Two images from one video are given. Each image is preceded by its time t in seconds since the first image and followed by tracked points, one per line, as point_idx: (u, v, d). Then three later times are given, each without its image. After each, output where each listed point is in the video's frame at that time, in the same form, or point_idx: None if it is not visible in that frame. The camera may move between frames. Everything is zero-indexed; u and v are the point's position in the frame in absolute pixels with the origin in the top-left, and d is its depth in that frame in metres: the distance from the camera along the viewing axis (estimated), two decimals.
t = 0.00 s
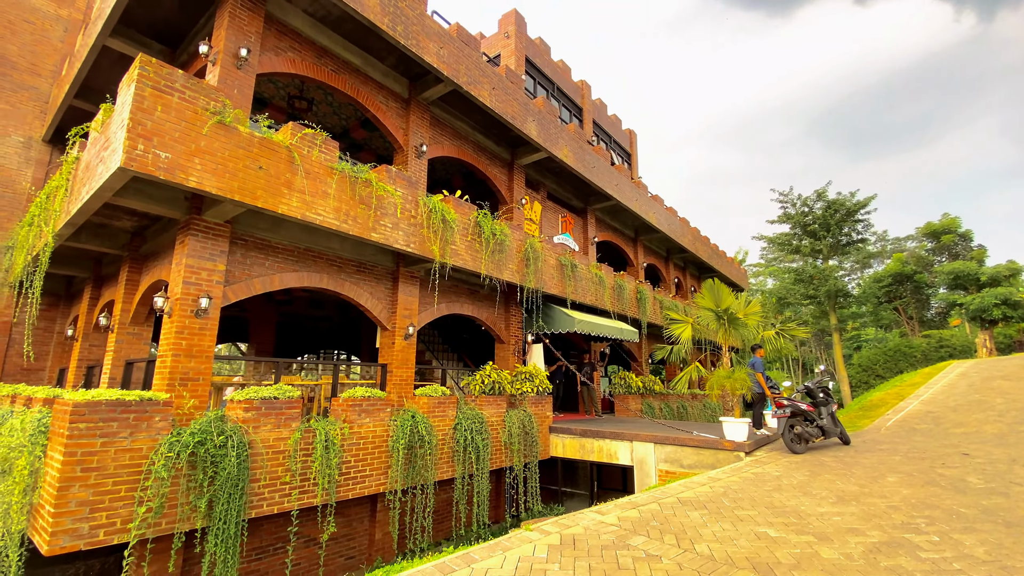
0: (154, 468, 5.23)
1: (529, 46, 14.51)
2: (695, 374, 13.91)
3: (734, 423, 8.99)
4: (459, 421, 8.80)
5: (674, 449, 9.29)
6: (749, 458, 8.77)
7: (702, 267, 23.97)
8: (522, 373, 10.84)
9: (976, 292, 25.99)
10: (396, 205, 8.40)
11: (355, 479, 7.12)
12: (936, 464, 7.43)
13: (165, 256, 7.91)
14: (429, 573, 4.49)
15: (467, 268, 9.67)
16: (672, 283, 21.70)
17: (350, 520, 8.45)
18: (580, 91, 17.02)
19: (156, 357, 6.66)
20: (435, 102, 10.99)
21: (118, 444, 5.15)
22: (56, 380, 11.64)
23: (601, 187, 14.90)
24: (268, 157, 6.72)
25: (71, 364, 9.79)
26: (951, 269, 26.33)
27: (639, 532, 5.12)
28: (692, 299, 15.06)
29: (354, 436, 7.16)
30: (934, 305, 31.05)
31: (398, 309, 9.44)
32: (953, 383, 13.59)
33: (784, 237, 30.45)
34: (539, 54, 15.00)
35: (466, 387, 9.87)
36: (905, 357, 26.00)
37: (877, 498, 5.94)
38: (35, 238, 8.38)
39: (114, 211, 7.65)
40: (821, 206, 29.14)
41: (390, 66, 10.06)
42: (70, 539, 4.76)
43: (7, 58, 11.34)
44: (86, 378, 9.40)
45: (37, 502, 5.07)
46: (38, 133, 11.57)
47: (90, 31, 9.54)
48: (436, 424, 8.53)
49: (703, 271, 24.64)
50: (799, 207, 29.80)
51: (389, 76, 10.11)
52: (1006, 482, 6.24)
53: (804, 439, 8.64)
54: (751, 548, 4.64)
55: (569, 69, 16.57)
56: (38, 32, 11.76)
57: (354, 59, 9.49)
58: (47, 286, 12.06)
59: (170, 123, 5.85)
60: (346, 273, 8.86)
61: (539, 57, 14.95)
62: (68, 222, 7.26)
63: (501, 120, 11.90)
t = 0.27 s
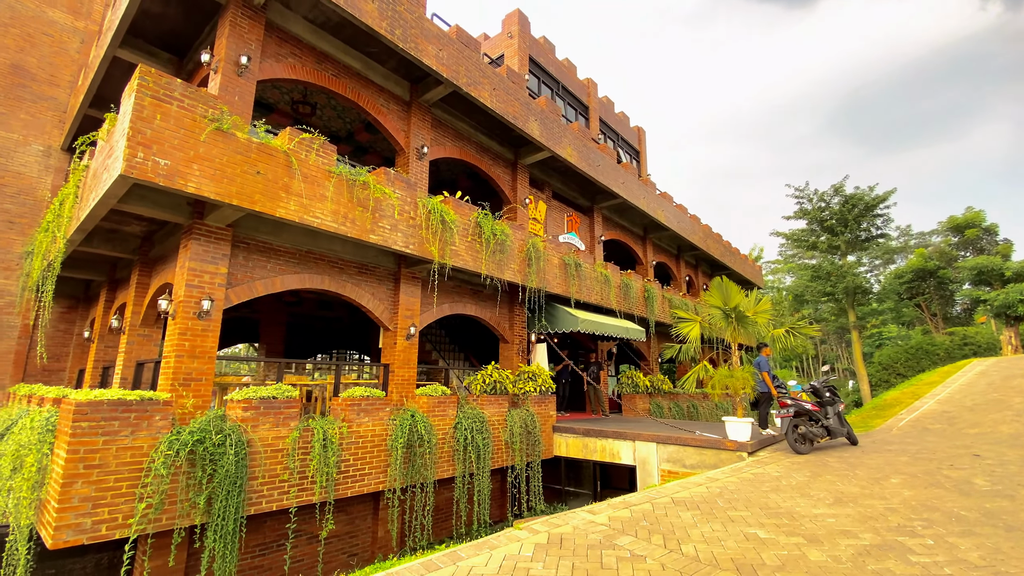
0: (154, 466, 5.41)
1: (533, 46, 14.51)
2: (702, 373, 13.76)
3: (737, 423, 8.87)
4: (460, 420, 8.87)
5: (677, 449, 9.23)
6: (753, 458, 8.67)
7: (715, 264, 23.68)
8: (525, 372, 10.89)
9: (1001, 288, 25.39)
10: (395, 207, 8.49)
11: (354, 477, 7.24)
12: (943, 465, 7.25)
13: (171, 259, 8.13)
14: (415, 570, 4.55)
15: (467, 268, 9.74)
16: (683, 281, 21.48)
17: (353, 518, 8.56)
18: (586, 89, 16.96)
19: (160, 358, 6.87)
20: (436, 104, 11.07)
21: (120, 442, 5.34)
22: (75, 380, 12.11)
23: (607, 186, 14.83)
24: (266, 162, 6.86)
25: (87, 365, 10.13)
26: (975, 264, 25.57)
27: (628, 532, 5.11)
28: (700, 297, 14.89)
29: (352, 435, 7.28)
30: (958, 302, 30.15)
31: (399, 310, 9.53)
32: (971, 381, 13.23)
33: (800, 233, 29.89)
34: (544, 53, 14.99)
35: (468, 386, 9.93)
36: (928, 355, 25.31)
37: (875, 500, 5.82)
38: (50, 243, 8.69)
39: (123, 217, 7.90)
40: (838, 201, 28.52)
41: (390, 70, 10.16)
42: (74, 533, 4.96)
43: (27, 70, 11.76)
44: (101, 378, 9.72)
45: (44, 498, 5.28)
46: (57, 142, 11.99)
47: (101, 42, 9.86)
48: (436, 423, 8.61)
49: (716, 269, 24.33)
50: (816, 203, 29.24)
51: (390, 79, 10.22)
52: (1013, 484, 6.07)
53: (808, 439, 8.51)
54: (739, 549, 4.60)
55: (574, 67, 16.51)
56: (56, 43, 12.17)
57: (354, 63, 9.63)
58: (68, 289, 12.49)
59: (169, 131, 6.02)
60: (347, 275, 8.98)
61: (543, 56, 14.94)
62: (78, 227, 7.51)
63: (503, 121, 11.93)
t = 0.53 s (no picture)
0: (149, 466, 5.54)
1: (534, 46, 14.51)
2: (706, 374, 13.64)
3: (737, 425, 8.75)
4: (457, 422, 8.90)
5: (676, 451, 9.16)
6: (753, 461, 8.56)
7: (724, 263, 23.42)
8: (526, 374, 10.93)
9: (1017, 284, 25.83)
10: (391, 210, 8.52)
11: (349, 478, 7.30)
12: (946, 469, 7.10)
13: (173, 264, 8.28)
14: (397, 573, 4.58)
15: (465, 270, 9.76)
16: (690, 281, 21.28)
17: (352, 519, 8.63)
18: (589, 89, 16.92)
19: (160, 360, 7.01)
20: (435, 106, 11.10)
21: (115, 443, 5.47)
22: (87, 380, 12.33)
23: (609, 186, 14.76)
24: (260, 167, 6.95)
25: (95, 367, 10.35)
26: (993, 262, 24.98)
27: (615, 535, 5.09)
28: (705, 297, 14.73)
29: (347, 437, 7.33)
30: (977, 300, 29.45)
31: (398, 312, 9.57)
32: (984, 382, 12.94)
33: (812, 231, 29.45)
34: (545, 53, 14.98)
35: (467, 388, 9.95)
36: (944, 354, 24.78)
37: (871, 504, 5.71)
38: (58, 249, 8.90)
39: (125, 222, 8.06)
40: (850, 198, 28.04)
41: (388, 73, 10.22)
42: (71, 532, 5.09)
43: (39, 79, 12.06)
44: (109, 380, 9.93)
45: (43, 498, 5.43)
46: (68, 149, 12.28)
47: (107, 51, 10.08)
48: (433, 424, 8.64)
49: (725, 268, 24.07)
50: (828, 200, 28.82)
51: (388, 82, 10.28)
52: (1015, 490, 5.93)
53: (808, 442, 8.38)
54: (725, 554, 4.55)
55: (577, 67, 16.45)
56: (67, 53, 12.45)
57: (352, 67, 9.70)
58: (79, 292, 12.76)
59: (163, 138, 6.14)
60: (346, 277, 9.05)
61: (545, 57, 14.93)
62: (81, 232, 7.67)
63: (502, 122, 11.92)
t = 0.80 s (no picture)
0: (134, 464, 5.58)
1: (531, 45, 14.48)
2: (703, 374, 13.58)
3: (730, 425, 8.68)
4: (449, 422, 8.89)
5: (669, 451, 9.13)
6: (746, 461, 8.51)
7: (725, 262, 23.29)
8: (520, 373, 10.92)
9: None
10: (382, 209, 8.52)
11: (338, 477, 7.31)
12: (939, 470, 7.01)
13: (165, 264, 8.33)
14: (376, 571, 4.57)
15: (458, 269, 9.75)
16: (691, 280, 21.18)
17: (345, 518, 8.62)
18: (587, 88, 16.87)
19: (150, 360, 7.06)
20: (429, 105, 11.09)
21: (101, 442, 5.52)
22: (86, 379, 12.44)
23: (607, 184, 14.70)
24: (248, 167, 6.97)
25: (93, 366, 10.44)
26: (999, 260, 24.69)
27: (597, 535, 5.07)
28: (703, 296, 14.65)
29: (336, 436, 7.35)
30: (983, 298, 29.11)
31: (390, 311, 9.58)
32: (986, 382, 12.77)
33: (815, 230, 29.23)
34: (542, 52, 14.95)
35: (460, 387, 9.94)
36: (950, 353, 24.51)
37: (858, 505, 5.65)
38: (53, 249, 8.99)
39: (118, 222, 8.12)
40: (854, 196, 27.79)
41: (381, 73, 10.22)
42: (56, 529, 5.14)
43: (39, 82, 12.17)
44: (105, 379, 10.01)
45: (30, 495, 5.49)
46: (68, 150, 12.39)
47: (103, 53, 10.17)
48: (425, 424, 8.63)
49: (726, 267, 23.94)
50: (831, 198, 28.62)
51: (381, 81, 10.28)
52: (1006, 490, 5.86)
53: (801, 442, 8.32)
54: (705, 554, 4.51)
55: (575, 66, 16.40)
56: (67, 55, 12.55)
57: (345, 67, 9.72)
58: (79, 292, 12.87)
59: (151, 139, 6.18)
60: (338, 277, 9.07)
61: (542, 55, 14.90)
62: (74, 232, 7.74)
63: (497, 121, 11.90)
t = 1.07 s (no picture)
0: (111, 468, 5.54)
1: (524, 44, 14.41)
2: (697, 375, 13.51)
3: (719, 427, 8.59)
4: (436, 423, 8.84)
5: (659, 453, 9.08)
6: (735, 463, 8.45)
7: (723, 262, 23.19)
8: (510, 375, 10.86)
9: None
10: (368, 210, 8.47)
11: (322, 479, 7.27)
12: (928, 473, 6.93)
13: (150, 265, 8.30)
14: None
15: (446, 270, 9.70)
16: (688, 280, 21.09)
17: (333, 521, 8.55)
18: (582, 87, 16.80)
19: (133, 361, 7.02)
20: (419, 105, 11.04)
21: (78, 445, 5.50)
22: (79, 380, 12.43)
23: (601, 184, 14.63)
24: (231, 168, 6.94)
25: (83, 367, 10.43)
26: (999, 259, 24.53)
27: (575, 540, 5.02)
28: (697, 296, 14.57)
29: (320, 438, 7.31)
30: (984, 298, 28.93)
31: (379, 312, 9.53)
32: (982, 383, 12.65)
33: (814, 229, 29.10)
34: (536, 51, 14.89)
35: (449, 389, 9.88)
36: (950, 354, 24.37)
37: (841, 509, 5.57)
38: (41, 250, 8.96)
39: (104, 224, 8.08)
40: (854, 195, 27.64)
41: (370, 73, 10.17)
42: (31, 532, 5.11)
43: (32, 82, 12.16)
44: (95, 380, 9.99)
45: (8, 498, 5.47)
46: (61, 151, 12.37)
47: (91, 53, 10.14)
48: (412, 426, 8.57)
49: (724, 266, 23.85)
50: (831, 197, 28.45)
51: (370, 81, 10.23)
52: (993, 495, 5.77)
53: (791, 444, 8.24)
54: (682, 560, 4.45)
55: (569, 65, 16.32)
56: (59, 55, 12.53)
57: (333, 67, 9.68)
58: (71, 293, 12.85)
59: (130, 140, 6.15)
60: (325, 277, 9.02)
61: (535, 55, 14.83)
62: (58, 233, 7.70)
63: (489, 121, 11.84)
